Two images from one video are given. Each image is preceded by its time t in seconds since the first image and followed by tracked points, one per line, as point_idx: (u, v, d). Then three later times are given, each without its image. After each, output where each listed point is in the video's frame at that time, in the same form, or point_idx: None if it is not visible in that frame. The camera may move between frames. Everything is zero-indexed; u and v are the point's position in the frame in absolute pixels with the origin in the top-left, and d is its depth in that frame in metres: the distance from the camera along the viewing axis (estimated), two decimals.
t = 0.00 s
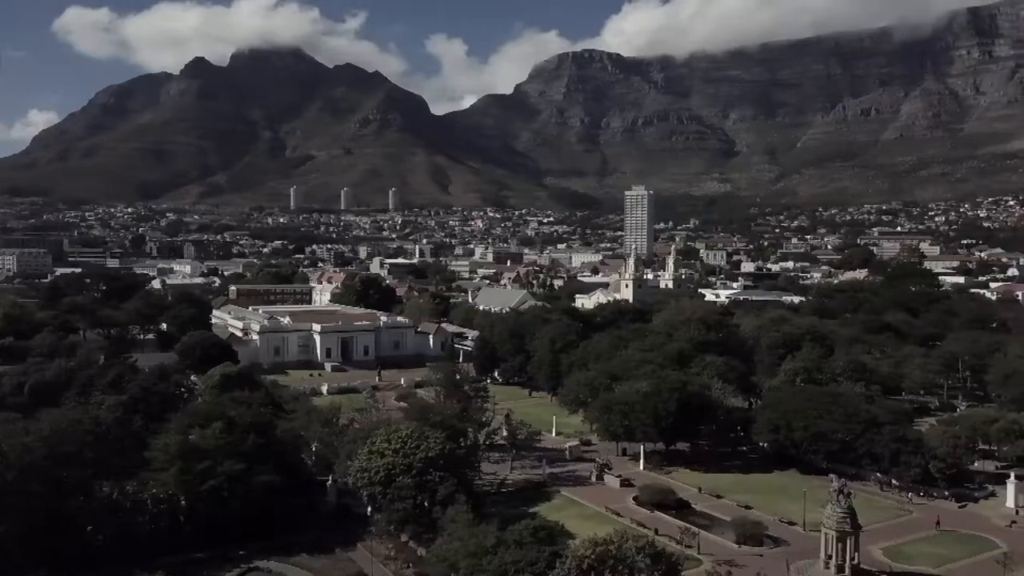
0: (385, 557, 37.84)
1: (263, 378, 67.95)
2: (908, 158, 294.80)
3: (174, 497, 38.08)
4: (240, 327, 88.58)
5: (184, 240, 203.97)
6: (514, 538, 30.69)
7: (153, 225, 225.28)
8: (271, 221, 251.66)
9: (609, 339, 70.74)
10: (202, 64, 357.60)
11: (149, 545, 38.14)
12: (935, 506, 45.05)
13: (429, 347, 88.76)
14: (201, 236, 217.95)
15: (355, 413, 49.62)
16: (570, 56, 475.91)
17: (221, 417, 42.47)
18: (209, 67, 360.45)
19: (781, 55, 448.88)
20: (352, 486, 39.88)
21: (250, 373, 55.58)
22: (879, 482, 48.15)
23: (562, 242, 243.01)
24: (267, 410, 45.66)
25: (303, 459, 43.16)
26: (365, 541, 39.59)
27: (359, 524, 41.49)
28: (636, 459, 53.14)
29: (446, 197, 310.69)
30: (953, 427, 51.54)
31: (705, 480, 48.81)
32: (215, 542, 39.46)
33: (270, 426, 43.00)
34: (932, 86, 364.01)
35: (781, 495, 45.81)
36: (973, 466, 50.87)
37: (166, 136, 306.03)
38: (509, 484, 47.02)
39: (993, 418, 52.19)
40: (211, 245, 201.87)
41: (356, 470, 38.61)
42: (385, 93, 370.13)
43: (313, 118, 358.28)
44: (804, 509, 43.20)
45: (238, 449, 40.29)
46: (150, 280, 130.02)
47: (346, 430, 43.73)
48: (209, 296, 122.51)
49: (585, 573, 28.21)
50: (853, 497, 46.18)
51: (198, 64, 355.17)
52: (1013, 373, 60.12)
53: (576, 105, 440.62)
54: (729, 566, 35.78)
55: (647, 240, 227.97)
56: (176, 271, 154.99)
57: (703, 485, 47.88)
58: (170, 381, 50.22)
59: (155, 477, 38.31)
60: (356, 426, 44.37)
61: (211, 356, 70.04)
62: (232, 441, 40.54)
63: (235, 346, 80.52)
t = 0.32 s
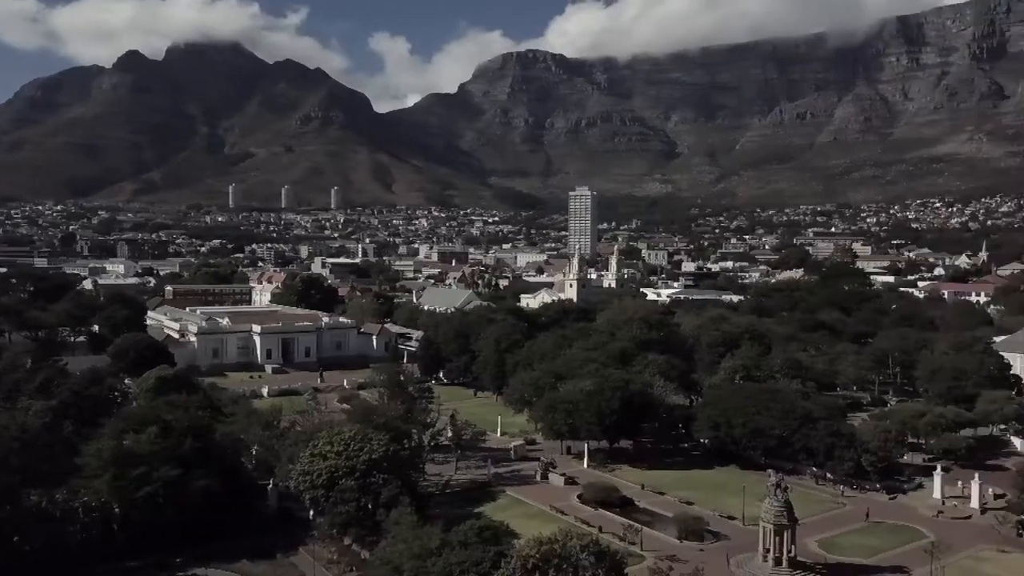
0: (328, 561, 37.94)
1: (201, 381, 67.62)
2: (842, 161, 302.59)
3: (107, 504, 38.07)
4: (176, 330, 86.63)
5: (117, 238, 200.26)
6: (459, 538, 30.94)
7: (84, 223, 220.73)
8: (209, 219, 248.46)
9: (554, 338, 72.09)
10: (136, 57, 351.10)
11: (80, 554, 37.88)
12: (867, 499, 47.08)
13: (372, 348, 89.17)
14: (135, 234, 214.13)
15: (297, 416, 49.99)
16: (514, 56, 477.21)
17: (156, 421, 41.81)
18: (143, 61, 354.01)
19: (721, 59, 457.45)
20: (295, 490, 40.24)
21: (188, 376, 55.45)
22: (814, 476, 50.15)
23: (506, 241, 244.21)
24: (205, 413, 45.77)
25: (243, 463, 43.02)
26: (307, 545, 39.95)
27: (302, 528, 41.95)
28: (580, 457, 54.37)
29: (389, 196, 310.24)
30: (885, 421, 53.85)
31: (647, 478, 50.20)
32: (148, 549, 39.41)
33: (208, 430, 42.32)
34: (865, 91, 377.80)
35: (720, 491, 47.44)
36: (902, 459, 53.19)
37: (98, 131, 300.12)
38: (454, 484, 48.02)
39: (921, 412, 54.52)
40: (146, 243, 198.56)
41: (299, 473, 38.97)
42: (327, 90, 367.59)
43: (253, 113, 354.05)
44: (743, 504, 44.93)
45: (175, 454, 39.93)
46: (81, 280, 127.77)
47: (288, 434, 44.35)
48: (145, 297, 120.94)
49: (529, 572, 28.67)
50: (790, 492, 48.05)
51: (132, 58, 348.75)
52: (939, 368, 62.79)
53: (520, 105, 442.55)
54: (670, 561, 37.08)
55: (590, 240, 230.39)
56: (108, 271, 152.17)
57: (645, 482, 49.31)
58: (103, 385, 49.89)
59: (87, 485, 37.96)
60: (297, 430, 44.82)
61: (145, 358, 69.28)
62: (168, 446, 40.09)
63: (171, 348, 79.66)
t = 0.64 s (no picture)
0: (272, 566, 38.12)
1: (140, 383, 67.06)
2: (782, 163, 308.69)
3: (39, 512, 37.73)
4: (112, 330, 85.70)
5: (50, 237, 196.04)
6: (407, 539, 31.45)
7: (15, 221, 215.60)
8: (147, 217, 244.43)
9: (501, 337, 73.06)
10: (69, 50, 343.58)
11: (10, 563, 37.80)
12: (805, 493, 48.87)
13: (316, 348, 89.35)
14: (69, 233, 209.86)
15: (240, 418, 50.09)
16: (460, 55, 476.56)
17: (91, 425, 41.59)
18: (78, 54, 346.56)
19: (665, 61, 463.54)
20: (238, 494, 40.39)
21: (126, 378, 55.13)
22: (755, 471, 51.87)
23: (453, 241, 244.72)
24: (143, 417, 45.55)
25: (182, 467, 43.00)
26: (251, 550, 40.22)
27: (244, 532, 42.17)
28: (527, 455, 55.38)
29: (334, 194, 309.54)
30: (823, 416, 55.76)
31: (592, 476, 51.34)
32: (80, 558, 39.36)
33: (146, 434, 42.32)
34: (803, 95, 386.84)
35: (662, 488, 48.80)
36: (839, 452, 55.25)
37: (28, 125, 293.62)
38: (402, 485, 48.67)
39: (856, 407, 56.46)
40: (81, 242, 194.72)
41: (241, 477, 39.12)
42: (270, 86, 363.63)
43: (193, 108, 348.81)
44: (687, 500, 46.29)
45: (110, 459, 39.74)
46: (13, 280, 125.06)
47: (229, 436, 44.46)
48: (79, 297, 118.87)
49: (477, 572, 29.06)
50: (732, 486, 49.61)
51: (65, 50, 341.26)
52: (873, 364, 65.05)
53: (467, 104, 442.36)
54: (616, 558, 38.12)
55: (536, 239, 231.76)
56: (40, 270, 149.01)
57: (591, 480, 50.48)
58: (34, 389, 49.98)
59: (18, 493, 37.48)
60: (239, 432, 44.85)
61: (80, 360, 68.50)
62: (103, 451, 39.89)
63: (107, 351, 78.67)
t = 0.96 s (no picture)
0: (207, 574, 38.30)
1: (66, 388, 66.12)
2: (716, 164, 314.33)
3: None
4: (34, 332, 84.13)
5: None
6: (345, 543, 31.79)
7: None
8: (71, 215, 238.26)
9: (440, 337, 73.69)
10: None
11: None
12: (740, 486, 50.58)
13: (250, 349, 88.95)
14: None
15: (171, 422, 49.83)
16: (398, 52, 473.62)
17: (12, 432, 41.01)
18: None
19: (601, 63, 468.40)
20: (169, 500, 40.27)
21: (51, 383, 54.30)
22: (691, 467, 53.43)
23: (391, 240, 244.12)
24: (67, 424, 45.06)
25: (110, 474, 42.58)
26: (182, 558, 40.16)
27: (176, 541, 42.20)
28: (467, 455, 56.19)
29: (269, 192, 306.36)
30: (756, 412, 57.63)
31: (530, 474, 52.38)
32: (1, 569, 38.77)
33: (69, 440, 41.93)
34: (735, 98, 395.29)
35: (600, 484, 50.10)
36: (772, 447, 57.27)
37: None
38: (340, 488, 49.09)
39: (788, 402, 58.40)
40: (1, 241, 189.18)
41: (173, 482, 39.01)
42: (201, 81, 357.08)
43: (120, 102, 340.88)
44: (624, 497, 47.59)
45: (32, 467, 39.15)
46: None
47: (160, 441, 44.23)
48: None
49: (416, 572, 29.24)
50: (668, 482, 51.14)
51: None
52: (803, 360, 67.30)
53: (405, 102, 439.10)
54: (555, 555, 39.11)
55: (475, 239, 232.22)
56: None
57: (531, 478, 51.51)
58: None
59: None
60: (169, 437, 44.63)
61: None
62: (25, 458, 39.30)
63: (29, 354, 77.03)
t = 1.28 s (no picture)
0: None
1: None
2: (655, 166, 318.83)
3: None
4: None
5: None
6: (283, 549, 31.85)
7: None
8: None
9: (381, 337, 73.99)
10: None
11: None
12: (678, 482, 51.88)
13: (184, 351, 88.02)
14: None
15: (101, 428, 49.24)
16: (337, 49, 465.28)
17: None
18: None
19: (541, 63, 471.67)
20: (98, 508, 39.67)
21: None
22: (631, 463, 54.55)
23: (331, 239, 242.56)
24: None
25: (36, 482, 41.56)
26: (112, 567, 39.66)
27: (106, 549, 41.71)
28: (409, 456, 56.58)
29: (203, 190, 301.11)
30: (693, 409, 58.98)
31: (471, 474, 53.00)
32: None
33: None
34: (673, 100, 401.81)
35: (541, 483, 50.94)
36: (709, 442, 58.75)
37: None
38: (278, 492, 49.06)
39: (725, 399, 59.81)
40: None
41: (101, 490, 38.43)
42: (132, 74, 349.10)
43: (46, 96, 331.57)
44: (566, 495, 48.50)
45: None
46: None
47: (88, 448, 44.04)
48: None
49: None
50: (610, 479, 52.14)
51: None
52: (739, 357, 69.06)
53: (344, 99, 434.66)
54: (497, 555, 39.68)
55: (417, 238, 232.00)
56: None
57: (472, 478, 52.16)
58: None
59: None
60: (98, 444, 44.09)
61: None
62: None
63: None
